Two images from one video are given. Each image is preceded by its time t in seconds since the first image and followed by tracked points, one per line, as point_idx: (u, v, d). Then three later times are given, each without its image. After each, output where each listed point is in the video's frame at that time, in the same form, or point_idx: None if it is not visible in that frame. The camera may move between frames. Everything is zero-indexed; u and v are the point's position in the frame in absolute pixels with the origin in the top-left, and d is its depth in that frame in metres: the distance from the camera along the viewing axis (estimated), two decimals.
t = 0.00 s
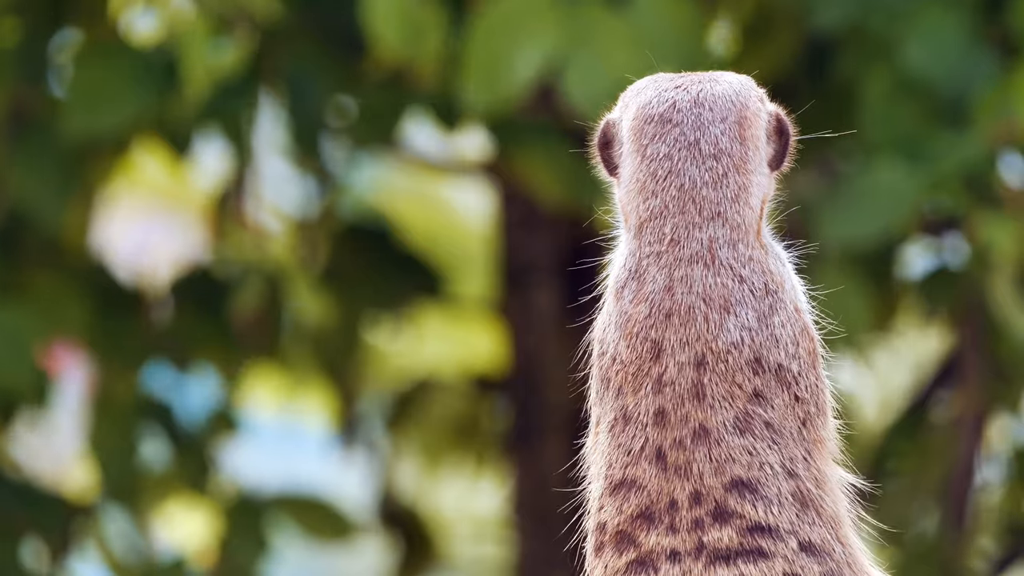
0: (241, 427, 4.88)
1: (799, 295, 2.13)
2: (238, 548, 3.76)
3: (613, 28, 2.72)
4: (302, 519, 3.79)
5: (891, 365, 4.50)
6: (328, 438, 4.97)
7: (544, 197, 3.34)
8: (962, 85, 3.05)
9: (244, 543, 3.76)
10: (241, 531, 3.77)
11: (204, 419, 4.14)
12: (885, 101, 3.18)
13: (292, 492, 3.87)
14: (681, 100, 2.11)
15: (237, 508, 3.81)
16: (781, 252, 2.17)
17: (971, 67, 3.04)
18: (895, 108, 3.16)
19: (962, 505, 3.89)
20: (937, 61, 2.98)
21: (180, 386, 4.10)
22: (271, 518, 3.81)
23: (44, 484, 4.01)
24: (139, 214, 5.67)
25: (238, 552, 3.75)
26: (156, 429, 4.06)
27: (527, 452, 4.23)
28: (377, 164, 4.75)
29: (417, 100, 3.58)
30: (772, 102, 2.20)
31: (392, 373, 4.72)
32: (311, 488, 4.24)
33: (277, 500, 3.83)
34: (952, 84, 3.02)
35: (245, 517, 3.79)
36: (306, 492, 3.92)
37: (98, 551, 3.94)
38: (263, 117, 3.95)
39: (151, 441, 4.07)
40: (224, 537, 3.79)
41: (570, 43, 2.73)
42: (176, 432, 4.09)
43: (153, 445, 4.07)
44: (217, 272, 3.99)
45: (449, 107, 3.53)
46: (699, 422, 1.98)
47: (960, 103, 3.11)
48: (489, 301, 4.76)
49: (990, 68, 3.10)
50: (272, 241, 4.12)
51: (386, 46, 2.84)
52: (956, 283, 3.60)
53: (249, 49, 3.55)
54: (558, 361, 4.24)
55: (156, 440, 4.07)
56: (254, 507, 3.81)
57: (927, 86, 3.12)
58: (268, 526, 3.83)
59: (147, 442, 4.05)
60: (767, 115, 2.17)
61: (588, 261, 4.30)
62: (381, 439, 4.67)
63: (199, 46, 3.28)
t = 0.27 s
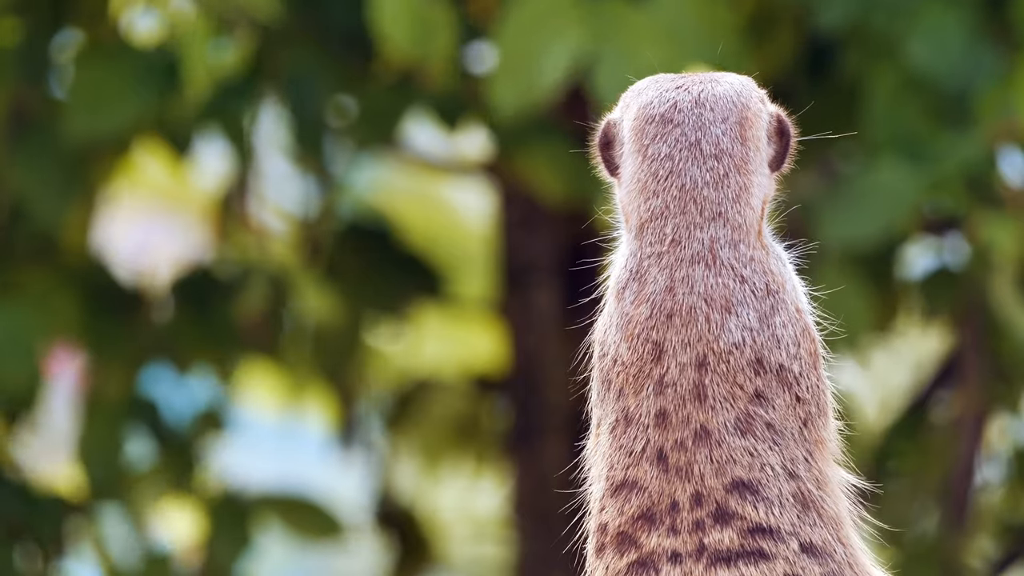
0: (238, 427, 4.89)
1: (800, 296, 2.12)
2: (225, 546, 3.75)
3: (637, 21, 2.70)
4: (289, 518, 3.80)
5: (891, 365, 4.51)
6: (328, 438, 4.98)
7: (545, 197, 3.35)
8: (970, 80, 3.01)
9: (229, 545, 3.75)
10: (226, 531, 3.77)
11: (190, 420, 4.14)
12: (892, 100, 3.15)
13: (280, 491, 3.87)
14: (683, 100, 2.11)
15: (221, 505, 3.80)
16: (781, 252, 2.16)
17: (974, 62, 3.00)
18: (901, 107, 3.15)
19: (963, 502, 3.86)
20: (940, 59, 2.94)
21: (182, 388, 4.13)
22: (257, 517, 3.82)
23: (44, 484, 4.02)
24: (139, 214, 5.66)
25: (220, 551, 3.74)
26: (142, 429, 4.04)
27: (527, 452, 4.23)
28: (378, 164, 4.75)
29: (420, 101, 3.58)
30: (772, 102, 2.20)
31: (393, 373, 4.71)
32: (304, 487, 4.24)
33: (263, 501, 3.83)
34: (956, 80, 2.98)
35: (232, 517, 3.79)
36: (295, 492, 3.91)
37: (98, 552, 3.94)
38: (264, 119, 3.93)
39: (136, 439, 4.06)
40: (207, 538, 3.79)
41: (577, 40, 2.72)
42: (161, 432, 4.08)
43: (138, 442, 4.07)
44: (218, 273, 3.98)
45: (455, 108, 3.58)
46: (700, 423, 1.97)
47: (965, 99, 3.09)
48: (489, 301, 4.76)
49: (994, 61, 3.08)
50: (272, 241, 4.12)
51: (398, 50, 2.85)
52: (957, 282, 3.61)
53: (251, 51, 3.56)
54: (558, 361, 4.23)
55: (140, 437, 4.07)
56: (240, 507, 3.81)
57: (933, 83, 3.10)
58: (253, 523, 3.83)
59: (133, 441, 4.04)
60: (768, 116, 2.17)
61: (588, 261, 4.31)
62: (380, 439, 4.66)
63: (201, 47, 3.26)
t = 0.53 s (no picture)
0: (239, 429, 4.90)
1: (799, 296, 2.12)
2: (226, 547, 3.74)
3: (640, 17, 2.70)
4: (290, 517, 3.78)
5: (890, 365, 4.52)
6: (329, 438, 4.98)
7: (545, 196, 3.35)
8: (971, 80, 3.00)
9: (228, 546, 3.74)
10: (225, 530, 3.75)
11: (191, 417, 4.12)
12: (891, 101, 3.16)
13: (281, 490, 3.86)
14: (682, 100, 2.11)
15: (221, 504, 3.79)
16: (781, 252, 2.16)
17: (973, 65, 3.00)
18: (900, 108, 3.15)
19: (963, 504, 3.86)
20: (939, 61, 2.94)
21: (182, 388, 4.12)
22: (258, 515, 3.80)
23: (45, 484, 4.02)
24: (140, 214, 5.67)
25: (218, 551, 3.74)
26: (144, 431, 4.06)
27: (527, 452, 4.23)
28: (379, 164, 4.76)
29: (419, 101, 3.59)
30: (771, 102, 2.20)
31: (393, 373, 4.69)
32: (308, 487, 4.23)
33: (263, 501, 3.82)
34: (955, 82, 2.98)
35: (231, 515, 3.77)
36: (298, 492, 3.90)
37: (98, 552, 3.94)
38: (267, 120, 3.94)
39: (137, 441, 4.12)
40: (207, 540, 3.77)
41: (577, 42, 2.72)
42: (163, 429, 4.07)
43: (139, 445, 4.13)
44: (218, 273, 4.01)
45: (455, 108, 3.57)
46: (699, 424, 1.97)
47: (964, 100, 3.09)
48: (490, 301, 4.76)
49: (993, 64, 3.07)
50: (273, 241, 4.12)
51: (382, 45, 2.85)
52: (957, 283, 3.61)
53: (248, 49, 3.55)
54: (558, 360, 4.23)
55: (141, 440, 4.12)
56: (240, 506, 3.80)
57: (931, 86, 3.11)
58: (253, 523, 3.83)
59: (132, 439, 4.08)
60: (767, 116, 2.17)
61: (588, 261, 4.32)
62: (383, 437, 4.64)
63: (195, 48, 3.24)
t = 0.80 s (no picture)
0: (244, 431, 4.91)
1: (799, 297, 2.12)
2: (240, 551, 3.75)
3: (635, 15, 2.68)
4: (307, 518, 3.79)
5: (892, 365, 4.51)
6: (330, 438, 4.98)
7: (545, 197, 3.35)
8: (970, 80, 3.00)
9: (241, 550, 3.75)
10: (242, 534, 3.77)
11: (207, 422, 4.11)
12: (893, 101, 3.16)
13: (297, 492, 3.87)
14: (682, 100, 2.10)
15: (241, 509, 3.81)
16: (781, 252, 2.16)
17: (972, 64, 3.00)
18: (901, 108, 3.15)
19: (964, 503, 3.86)
20: (939, 61, 2.94)
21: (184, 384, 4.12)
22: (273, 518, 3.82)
23: (45, 484, 4.02)
24: (140, 213, 5.66)
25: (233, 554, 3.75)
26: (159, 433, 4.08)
27: (527, 452, 4.23)
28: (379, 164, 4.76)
29: (419, 101, 3.57)
30: (772, 102, 2.19)
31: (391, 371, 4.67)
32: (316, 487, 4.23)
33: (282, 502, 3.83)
34: (954, 82, 2.97)
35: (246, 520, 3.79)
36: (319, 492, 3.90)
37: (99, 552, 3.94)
38: (266, 119, 3.94)
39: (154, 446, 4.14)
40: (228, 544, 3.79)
41: (573, 44, 2.73)
42: (179, 433, 4.08)
43: (156, 450, 4.14)
44: (218, 272, 4.00)
45: (454, 109, 3.57)
46: (699, 424, 1.97)
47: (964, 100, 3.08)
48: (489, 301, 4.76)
49: (994, 64, 3.07)
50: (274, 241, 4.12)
51: (381, 46, 2.85)
52: (957, 283, 3.61)
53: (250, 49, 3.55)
54: (558, 360, 4.23)
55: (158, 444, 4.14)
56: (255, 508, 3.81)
57: (931, 86, 3.10)
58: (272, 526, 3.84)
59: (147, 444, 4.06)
60: (767, 116, 2.16)
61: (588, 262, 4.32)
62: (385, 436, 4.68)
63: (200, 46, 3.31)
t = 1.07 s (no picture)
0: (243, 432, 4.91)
1: (799, 297, 2.12)
2: (267, 545, 3.78)
3: (630, 26, 2.70)
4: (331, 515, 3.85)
5: (892, 366, 4.52)
6: (329, 438, 4.98)
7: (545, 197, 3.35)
8: (972, 77, 2.99)
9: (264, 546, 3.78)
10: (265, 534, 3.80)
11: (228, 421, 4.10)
12: (896, 98, 3.15)
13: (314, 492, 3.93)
14: (682, 100, 2.10)
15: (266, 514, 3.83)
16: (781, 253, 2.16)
17: (974, 62, 2.99)
18: (904, 106, 3.15)
19: (963, 503, 3.87)
20: (941, 59, 2.94)
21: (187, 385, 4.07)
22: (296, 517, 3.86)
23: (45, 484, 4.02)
24: (139, 213, 5.67)
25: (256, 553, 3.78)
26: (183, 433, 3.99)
27: (527, 452, 4.23)
28: (379, 164, 4.76)
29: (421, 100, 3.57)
30: (772, 102, 2.19)
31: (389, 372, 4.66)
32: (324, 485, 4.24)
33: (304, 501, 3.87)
34: (958, 80, 2.96)
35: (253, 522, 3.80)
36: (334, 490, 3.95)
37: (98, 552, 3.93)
38: (266, 119, 3.93)
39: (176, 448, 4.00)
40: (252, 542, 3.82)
41: (572, 45, 2.73)
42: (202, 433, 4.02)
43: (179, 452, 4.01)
44: (219, 272, 4.02)
45: (455, 110, 3.58)
46: (698, 424, 1.97)
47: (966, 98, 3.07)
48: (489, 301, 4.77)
49: (996, 63, 3.05)
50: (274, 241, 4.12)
51: (394, 49, 2.85)
52: (957, 284, 3.61)
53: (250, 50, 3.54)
54: (558, 361, 4.23)
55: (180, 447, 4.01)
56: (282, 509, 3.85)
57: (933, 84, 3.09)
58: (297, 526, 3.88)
59: (174, 449, 3.99)
60: (767, 116, 2.16)
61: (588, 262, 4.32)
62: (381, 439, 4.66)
63: (200, 44, 3.25)
